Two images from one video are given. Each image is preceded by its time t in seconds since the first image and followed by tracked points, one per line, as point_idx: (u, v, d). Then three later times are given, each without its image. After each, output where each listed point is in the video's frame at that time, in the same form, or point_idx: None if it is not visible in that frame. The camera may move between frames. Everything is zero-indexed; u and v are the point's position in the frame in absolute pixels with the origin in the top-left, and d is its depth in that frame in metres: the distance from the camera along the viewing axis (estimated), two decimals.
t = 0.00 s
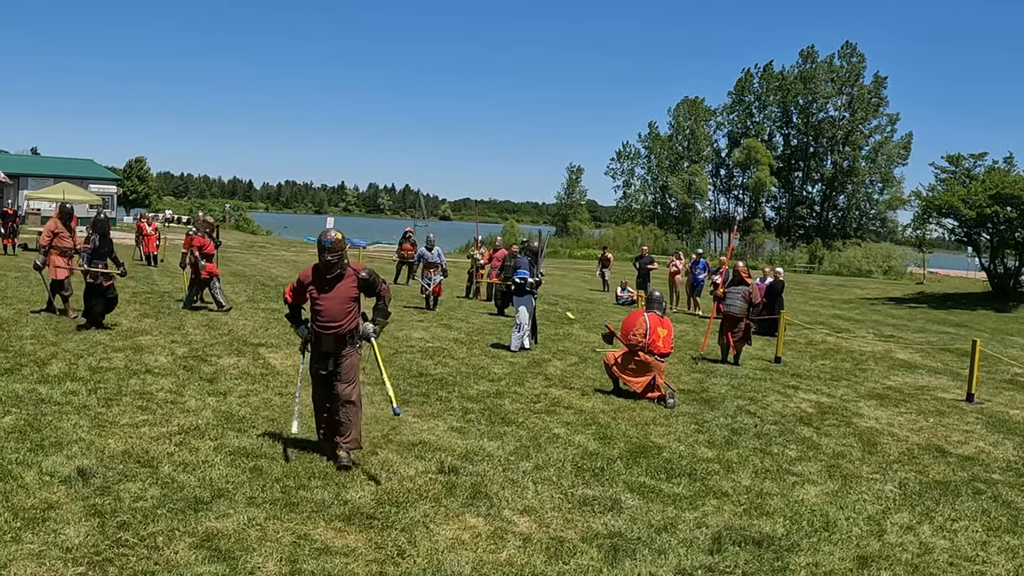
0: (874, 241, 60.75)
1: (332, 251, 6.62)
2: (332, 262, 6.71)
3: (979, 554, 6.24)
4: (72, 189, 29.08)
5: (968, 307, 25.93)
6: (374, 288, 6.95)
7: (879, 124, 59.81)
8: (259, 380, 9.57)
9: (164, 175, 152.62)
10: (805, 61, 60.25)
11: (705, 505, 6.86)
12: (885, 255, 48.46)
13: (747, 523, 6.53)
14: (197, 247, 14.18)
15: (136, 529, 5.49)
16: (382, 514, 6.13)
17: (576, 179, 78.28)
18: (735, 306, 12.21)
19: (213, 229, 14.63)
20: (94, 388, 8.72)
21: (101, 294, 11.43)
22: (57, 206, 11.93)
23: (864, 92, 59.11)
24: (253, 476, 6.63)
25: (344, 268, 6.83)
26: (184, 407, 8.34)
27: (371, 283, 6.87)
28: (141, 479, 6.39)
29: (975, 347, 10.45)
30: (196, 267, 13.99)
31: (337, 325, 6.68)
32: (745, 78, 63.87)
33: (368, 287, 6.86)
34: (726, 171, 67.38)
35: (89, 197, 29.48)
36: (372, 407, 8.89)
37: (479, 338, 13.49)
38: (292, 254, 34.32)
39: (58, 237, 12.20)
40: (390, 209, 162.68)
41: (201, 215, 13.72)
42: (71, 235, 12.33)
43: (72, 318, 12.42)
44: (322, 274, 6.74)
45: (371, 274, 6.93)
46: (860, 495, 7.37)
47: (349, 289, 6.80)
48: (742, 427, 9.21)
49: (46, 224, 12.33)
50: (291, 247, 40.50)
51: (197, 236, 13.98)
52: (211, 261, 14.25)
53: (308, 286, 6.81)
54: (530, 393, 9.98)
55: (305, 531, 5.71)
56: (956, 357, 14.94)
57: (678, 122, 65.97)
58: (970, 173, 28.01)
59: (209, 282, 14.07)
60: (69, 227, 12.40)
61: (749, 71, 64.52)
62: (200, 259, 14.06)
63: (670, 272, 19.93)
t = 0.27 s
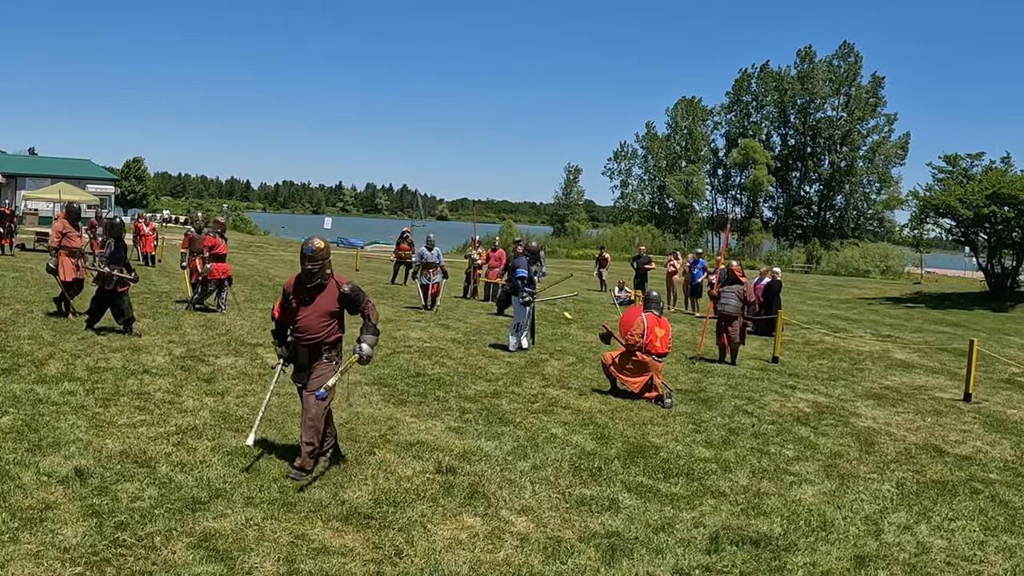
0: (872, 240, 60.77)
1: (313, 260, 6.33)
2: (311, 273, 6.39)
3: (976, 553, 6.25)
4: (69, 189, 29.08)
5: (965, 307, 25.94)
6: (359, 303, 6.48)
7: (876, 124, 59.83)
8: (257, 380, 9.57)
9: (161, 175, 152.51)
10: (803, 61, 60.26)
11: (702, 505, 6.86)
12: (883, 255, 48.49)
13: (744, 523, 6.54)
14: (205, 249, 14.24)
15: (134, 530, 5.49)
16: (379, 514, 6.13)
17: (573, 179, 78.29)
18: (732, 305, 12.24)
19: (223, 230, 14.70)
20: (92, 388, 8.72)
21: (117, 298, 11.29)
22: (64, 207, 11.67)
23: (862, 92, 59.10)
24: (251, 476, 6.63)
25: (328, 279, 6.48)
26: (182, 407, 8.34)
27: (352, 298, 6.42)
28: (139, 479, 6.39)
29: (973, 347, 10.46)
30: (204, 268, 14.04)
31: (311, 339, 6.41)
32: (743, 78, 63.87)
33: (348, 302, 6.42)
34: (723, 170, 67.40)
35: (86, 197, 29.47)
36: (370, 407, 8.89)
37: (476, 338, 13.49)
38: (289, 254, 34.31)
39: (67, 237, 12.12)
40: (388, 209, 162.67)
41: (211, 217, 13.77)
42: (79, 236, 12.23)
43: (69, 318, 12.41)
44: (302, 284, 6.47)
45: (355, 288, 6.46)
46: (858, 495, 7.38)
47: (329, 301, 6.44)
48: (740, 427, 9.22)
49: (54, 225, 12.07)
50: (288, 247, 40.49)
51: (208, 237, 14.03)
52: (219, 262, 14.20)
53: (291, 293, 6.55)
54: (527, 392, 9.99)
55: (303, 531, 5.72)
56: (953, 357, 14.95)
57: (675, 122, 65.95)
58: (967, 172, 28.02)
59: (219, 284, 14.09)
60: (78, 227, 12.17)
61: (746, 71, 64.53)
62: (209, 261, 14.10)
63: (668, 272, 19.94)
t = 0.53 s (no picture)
0: (870, 240, 60.80)
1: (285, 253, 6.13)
2: (284, 266, 6.27)
3: (975, 552, 6.26)
4: (67, 189, 29.07)
5: (963, 307, 25.96)
6: (331, 299, 6.23)
7: (874, 124, 59.87)
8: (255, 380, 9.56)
9: (159, 175, 152.45)
10: (801, 61, 60.30)
11: (701, 504, 6.87)
12: (880, 255, 48.55)
13: (743, 523, 6.55)
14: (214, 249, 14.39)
15: (132, 530, 5.49)
16: (379, 513, 6.13)
17: (571, 179, 78.35)
18: (728, 304, 12.27)
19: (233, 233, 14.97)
20: (90, 388, 8.72)
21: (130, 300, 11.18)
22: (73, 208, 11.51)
23: (860, 92, 59.11)
24: (249, 476, 6.63)
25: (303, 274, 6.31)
26: (180, 407, 8.34)
27: (322, 292, 6.20)
28: (138, 479, 6.39)
29: (971, 346, 10.48)
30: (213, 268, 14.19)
31: (283, 337, 6.20)
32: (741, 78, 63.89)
33: (318, 297, 6.19)
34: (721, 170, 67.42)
35: (84, 197, 29.46)
36: (368, 407, 8.90)
37: (474, 338, 13.49)
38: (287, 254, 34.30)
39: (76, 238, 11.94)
40: (386, 209, 162.68)
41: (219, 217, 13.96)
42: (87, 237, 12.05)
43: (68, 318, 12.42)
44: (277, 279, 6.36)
45: (327, 283, 6.23)
46: (856, 494, 7.38)
47: (300, 296, 6.24)
48: (739, 426, 9.22)
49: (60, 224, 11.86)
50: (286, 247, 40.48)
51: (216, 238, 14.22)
52: (227, 262, 14.32)
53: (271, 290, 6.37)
54: (526, 392, 9.99)
55: (301, 531, 5.71)
56: (951, 356, 14.97)
57: (673, 122, 65.96)
58: (965, 172, 28.04)
59: (226, 284, 14.17)
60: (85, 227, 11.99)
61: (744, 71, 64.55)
62: (217, 261, 14.24)
63: (666, 272, 19.96)
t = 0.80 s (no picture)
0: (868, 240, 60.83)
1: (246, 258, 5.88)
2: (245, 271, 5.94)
3: (973, 552, 6.27)
4: (65, 189, 29.09)
5: (961, 306, 25.97)
6: (292, 305, 5.85)
7: (872, 124, 59.92)
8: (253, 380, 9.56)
9: (157, 175, 152.49)
10: (798, 61, 60.34)
11: (699, 504, 6.87)
12: (878, 254, 48.62)
13: (741, 522, 6.55)
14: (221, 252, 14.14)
15: (130, 530, 5.49)
16: (376, 513, 6.13)
17: (569, 179, 78.40)
18: (725, 304, 12.29)
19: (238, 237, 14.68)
20: (88, 388, 8.72)
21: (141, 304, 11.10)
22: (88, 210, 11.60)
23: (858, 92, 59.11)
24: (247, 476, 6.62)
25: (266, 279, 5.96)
26: (178, 407, 8.34)
27: (282, 299, 5.83)
28: (135, 479, 6.39)
29: (969, 346, 10.48)
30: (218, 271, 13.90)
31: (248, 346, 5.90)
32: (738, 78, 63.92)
33: (278, 304, 5.82)
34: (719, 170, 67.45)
35: (82, 196, 29.47)
36: (365, 407, 8.90)
37: (472, 338, 13.49)
38: (284, 254, 34.31)
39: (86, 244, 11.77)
40: (384, 209, 162.71)
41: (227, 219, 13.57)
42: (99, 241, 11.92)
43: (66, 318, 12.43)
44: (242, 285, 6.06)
45: (286, 287, 5.84)
46: (854, 494, 7.39)
47: (261, 303, 5.90)
48: (736, 426, 9.23)
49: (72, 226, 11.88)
50: (284, 246, 40.48)
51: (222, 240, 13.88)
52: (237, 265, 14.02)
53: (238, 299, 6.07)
54: (523, 392, 9.99)
55: (299, 531, 5.72)
56: (949, 356, 14.98)
57: (671, 122, 65.95)
58: (963, 172, 28.05)
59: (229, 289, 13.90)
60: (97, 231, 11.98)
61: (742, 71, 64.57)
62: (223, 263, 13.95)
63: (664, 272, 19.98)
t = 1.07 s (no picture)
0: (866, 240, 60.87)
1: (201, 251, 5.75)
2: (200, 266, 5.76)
3: (971, 552, 6.27)
4: (64, 189, 29.09)
5: (960, 306, 25.97)
6: (244, 299, 5.54)
7: (870, 124, 59.93)
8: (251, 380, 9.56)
9: (156, 175, 152.51)
10: (796, 61, 60.37)
11: (697, 504, 6.87)
12: (877, 254, 48.70)
13: (739, 522, 6.55)
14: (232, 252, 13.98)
15: (129, 530, 5.49)
16: (375, 513, 6.13)
17: (567, 179, 78.45)
18: (726, 303, 12.26)
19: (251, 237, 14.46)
20: (86, 388, 8.72)
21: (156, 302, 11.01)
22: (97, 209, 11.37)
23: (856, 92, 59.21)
24: (245, 476, 6.62)
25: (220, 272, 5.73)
26: (177, 407, 8.34)
27: (234, 292, 5.52)
28: (133, 479, 6.38)
29: (967, 345, 10.48)
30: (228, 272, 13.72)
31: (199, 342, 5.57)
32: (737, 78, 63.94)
33: (229, 297, 5.52)
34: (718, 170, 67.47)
35: (80, 196, 29.47)
36: (363, 407, 8.90)
37: (470, 337, 13.49)
38: (282, 254, 34.31)
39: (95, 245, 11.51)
40: (382, 208, 162.74)
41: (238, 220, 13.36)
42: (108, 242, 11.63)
43: (65, 318, 12.44)
44: (197, 281, 5.82)
45: (240, 281, 5.57)
46: (852, 493, 7.39)
47: (214, 298, 5.60)
48: (735, 426, 9.23)
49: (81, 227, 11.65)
50: (282, 246, 40.49)
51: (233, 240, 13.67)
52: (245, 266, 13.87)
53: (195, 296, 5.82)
54: (522, 392, 10.00)
55: (298, 531, 5.71)
56: (948, 355, 14.98)
57: (669, 122, 65.85)
58: (961, 171, 28.05)
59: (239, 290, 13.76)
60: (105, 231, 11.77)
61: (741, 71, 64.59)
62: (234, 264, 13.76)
63: (662, 272, 19.99)
